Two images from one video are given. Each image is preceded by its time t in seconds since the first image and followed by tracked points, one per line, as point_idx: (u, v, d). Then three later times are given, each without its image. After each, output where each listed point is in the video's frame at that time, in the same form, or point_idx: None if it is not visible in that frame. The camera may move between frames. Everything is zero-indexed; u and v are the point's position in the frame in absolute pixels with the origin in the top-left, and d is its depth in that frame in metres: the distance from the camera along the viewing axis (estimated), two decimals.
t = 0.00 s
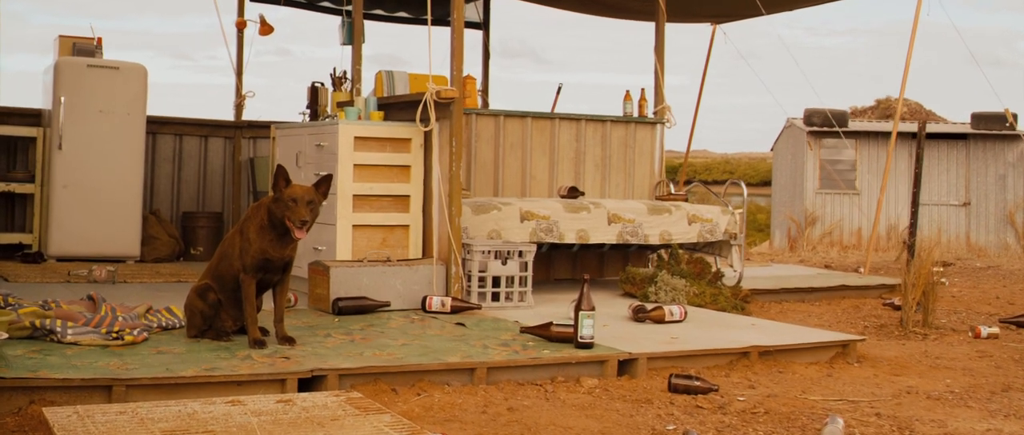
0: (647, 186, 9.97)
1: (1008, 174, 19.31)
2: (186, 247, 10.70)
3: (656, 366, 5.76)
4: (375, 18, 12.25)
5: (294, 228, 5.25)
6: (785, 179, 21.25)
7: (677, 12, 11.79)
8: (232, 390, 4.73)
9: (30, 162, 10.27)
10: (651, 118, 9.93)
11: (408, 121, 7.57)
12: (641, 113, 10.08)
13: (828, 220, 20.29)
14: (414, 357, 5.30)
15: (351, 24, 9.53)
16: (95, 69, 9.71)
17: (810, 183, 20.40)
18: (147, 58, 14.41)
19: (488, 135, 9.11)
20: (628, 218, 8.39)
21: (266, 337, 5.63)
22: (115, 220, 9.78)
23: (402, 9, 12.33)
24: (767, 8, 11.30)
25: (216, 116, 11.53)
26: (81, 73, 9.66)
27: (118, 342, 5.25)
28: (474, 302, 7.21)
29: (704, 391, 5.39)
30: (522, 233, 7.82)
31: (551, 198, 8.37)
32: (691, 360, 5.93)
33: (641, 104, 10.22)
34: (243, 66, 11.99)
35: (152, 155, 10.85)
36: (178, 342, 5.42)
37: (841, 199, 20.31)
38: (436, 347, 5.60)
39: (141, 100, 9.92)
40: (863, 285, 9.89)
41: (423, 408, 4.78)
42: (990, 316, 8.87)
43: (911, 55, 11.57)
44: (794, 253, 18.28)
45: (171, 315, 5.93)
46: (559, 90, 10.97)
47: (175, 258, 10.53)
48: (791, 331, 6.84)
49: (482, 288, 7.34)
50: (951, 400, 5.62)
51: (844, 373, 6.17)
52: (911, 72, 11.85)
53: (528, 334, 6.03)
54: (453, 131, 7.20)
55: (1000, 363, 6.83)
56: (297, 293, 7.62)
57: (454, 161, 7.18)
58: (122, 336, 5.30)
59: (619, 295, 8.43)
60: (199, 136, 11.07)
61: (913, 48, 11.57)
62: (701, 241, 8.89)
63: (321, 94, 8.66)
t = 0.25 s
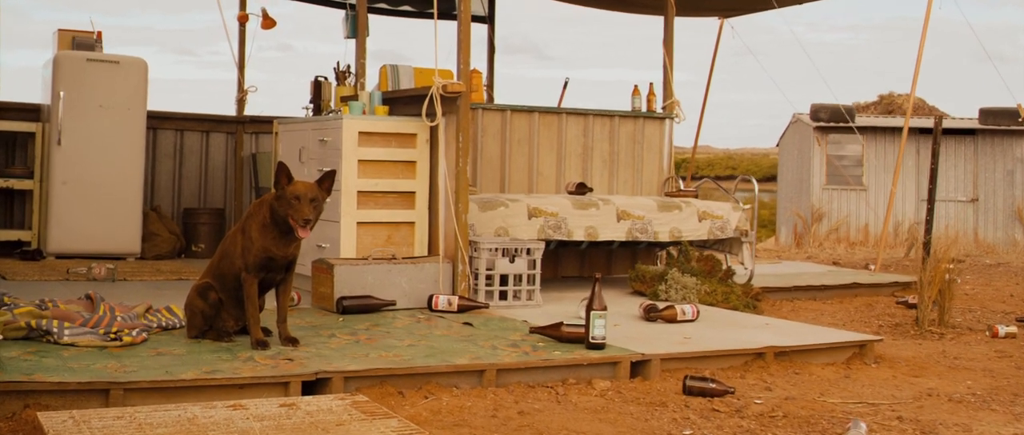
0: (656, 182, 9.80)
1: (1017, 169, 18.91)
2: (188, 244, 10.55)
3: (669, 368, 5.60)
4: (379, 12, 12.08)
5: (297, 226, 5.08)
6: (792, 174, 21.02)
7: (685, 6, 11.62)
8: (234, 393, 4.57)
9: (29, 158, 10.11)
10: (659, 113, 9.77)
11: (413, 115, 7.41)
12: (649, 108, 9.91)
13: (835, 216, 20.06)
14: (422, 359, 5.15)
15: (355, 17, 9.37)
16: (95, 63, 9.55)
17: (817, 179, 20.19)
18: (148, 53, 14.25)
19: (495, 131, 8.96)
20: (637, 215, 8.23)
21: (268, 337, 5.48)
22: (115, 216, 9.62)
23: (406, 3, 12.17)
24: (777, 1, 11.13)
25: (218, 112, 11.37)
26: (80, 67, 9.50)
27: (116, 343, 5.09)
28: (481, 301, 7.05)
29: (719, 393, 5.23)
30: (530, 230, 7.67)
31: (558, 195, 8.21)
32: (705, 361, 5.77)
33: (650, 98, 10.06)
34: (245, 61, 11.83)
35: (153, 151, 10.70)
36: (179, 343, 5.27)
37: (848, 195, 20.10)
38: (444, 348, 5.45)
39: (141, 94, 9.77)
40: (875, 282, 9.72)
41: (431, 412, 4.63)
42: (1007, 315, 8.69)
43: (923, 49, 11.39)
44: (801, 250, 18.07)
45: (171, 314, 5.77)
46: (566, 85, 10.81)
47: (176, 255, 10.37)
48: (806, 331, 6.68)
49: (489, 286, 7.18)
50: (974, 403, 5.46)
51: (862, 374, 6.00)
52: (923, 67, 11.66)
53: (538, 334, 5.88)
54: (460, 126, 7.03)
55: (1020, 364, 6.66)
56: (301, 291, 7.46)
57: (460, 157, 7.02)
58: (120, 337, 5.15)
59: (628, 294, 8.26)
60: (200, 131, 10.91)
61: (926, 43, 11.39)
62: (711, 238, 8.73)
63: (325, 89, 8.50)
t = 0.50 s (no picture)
0: (664, 179, 9.63)
1: None
2: (189, 241, 10.39)
3: (684, 370, 5.44)
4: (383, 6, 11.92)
5: (299, 224, 4.92)
6: (798, 171, 20.82)
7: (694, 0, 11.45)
8: (235, 398, 4.41)
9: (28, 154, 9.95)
10: (668, 108, 9.60)
11: (419, 111, 7.25)
12: (658, 103, 9.75)
13: (842, 213, 19.87)
14: (429, 361, 4.99)
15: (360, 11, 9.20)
16: (94, 57, 9.40)
17: (823, 175, 19.99)
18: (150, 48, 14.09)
19: (502, 126, 8.81)
20: (647, 213, 8.07)
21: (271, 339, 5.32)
22: (115, 213, 9.46)
23: None
24: None
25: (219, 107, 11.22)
26: (80, 62, 9.35)
27: (114, 345, 4.93)
28: (488, 300, 6.89)
29: (735, 397, 5.07)
30: (538, 228, 7.51)
31: (567, 191, 8.05)
32: (720, 363, 5.61)
33: (659, 93, 9.89)
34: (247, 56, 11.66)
35: (154, 147, 10.55)
36: (179, 345, 5.12)
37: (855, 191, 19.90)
38: (452, 350, 5.29)
39: (142, 90, 9.61)
40: (888, 281, 9.54)
41: (439, 417, 4.47)
42: None
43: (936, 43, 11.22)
44: (807, 246, 17.86)
45: (171, 315, 5.61)
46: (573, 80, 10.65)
47: (177, 252, 10.22)
48: (822, 331, 6.51)
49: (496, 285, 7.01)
50: (999, 407, 5.29)
51: (881, 377, 5.84)
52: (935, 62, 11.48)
53: (548, 335, 5.71)
54: (467, 122, 6.86)
55: None
56: (304, 290, 7.30)
57: (468, 153, 6.85)
58: (118, 338, 4.99)
59: (638, 292, 8.09)
60: (202, 126, 10.75)
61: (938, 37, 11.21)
62: (722, 236, 8.56)
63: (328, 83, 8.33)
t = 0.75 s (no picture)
0: (674, 176, 9.46)
1: None
2: (191, 239, 10.24)
3: (699, 373, 5.28)
4: None
5: (304, 224, 4.76)
6: (805, 168, 20.65)
7: None
8: (237, 403, 4.25)
9: (27, 150, 9.79)
10: (678, 104, 9.44)
11: (426, 106, 7.09)
12: (667, 99, 9.58)
13: (849, 210, 19.71)
14: (437, 364, 4.83)
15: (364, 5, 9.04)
16: (95, 52, 9.24)
17: (830, 172, 19.77)
18: (151, 43, 13.93)
19: (508, 122, 8.65)
20: (657, 210, 7.90)
21: (274, 341, 5.16)
22: (115, 211, 9.31)
23: None
24: None
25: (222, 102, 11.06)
26: (79, 57, 9.19)
27: (112, 347, 4.78)
28: (496, 300, 6.73)
29: (753, 401, 4.91)
30: (547, 225, 7.35)
31: (576, 189, 7.88)
32: (736, 366, 5.45)
33: (668, 89, 9.72)
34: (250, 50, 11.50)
35: (155, 143, 10.40)
36: (179, 347, 4.96)
37: (862, 188, 19.72)
38: (461, 352, 5.13)
39: (143, 85, 9.45)
40: (902, 280, 9.37)
41: (449, 423, 4.31)
42: None
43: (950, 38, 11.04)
44: (815, 243, 17.66)
45: (171, 316, 5.46)
46: (581, 75, 10.48)
47: (179, 250, 10.07)
48: (839, 332, 6.34)
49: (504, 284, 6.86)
50: None
51: (901, 380, 5.67)
52: (947, 57, 11.31)
53: (558, 336, 5.56)
54: (474, 117, 6.70)
55: None
56: (308, 290, 7.15)
57: (475, 150, 6.69)
58: (116, 340, 4.84)
59: (648, 291, 7.93)
60: (204, 123, 10.60)
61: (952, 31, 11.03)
62: (733, 234, 8.40)
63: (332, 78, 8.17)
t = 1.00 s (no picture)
0: (683, 172, 9.29)
1: None
2: (192, 236, 10.08)
3: (715, 376, 5.12)
4: None
5: (309, 222, 4.60)
6: (811, 164, 20.39)
7: None
8: (239, 408, 4.09)
9: (27, 146, 9.64)
10: (688, 99, 9.27)
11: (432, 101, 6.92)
12: (677, 93, 9.41)
13: (857, 206, 19.34)
14: (445, 367, 4.67)
15: None
16: (95, 47, 9.09)
17: (837, 168, 19.53)
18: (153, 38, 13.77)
19: (516, 118, 8.49)
20: (668, 207, 7.74)
21: (277, 343, 5.00)
22: (115, 208, 9.16)
23: None
24: None
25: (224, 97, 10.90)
26: (79, 51, 9.03)
27: (110, 349, 4.62)
28: (504, 299, 6.57)
29: (772, 405, 4.74)
30: (556, 223, 7.19)
31: (584, 185, 7.72)
32: (752, 369, 5.28)
33: (678, 83, 9.55)
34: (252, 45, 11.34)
35: (155, 138, 10.25)
36: (179, 349, 4.81)
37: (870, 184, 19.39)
38: (469, 354, 4.97)
39: (144, 79, 9.29)
40: (916, 278, 9.19)
41: (458, 430, 4.15)
42: None
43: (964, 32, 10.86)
44: (823, 240, 17.40)
45: (171, 317, 5.31)
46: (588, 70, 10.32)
47: (181, 247, 9.92)
48: (857, 333, 6.17)
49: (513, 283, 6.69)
50: None
51: (922, 383, 5.50)
52: (961, 51, 11.13)
53: (570, 338, 5.39)
54: (482, 112, 6.53)
55: None
56: (312, 289, 7.00)
57: (483, 145, 6.52)
58: (115, 343, 4.69)
59: (659, 290, 7.77)
60: (206, 118, 10.45)
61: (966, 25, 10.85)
62: (745, 232, 8.24)
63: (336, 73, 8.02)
